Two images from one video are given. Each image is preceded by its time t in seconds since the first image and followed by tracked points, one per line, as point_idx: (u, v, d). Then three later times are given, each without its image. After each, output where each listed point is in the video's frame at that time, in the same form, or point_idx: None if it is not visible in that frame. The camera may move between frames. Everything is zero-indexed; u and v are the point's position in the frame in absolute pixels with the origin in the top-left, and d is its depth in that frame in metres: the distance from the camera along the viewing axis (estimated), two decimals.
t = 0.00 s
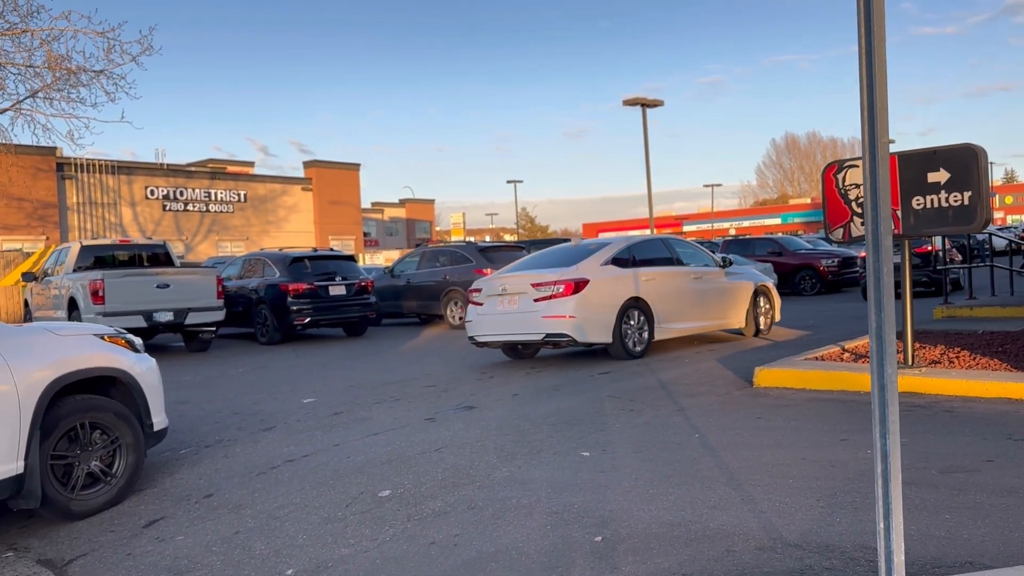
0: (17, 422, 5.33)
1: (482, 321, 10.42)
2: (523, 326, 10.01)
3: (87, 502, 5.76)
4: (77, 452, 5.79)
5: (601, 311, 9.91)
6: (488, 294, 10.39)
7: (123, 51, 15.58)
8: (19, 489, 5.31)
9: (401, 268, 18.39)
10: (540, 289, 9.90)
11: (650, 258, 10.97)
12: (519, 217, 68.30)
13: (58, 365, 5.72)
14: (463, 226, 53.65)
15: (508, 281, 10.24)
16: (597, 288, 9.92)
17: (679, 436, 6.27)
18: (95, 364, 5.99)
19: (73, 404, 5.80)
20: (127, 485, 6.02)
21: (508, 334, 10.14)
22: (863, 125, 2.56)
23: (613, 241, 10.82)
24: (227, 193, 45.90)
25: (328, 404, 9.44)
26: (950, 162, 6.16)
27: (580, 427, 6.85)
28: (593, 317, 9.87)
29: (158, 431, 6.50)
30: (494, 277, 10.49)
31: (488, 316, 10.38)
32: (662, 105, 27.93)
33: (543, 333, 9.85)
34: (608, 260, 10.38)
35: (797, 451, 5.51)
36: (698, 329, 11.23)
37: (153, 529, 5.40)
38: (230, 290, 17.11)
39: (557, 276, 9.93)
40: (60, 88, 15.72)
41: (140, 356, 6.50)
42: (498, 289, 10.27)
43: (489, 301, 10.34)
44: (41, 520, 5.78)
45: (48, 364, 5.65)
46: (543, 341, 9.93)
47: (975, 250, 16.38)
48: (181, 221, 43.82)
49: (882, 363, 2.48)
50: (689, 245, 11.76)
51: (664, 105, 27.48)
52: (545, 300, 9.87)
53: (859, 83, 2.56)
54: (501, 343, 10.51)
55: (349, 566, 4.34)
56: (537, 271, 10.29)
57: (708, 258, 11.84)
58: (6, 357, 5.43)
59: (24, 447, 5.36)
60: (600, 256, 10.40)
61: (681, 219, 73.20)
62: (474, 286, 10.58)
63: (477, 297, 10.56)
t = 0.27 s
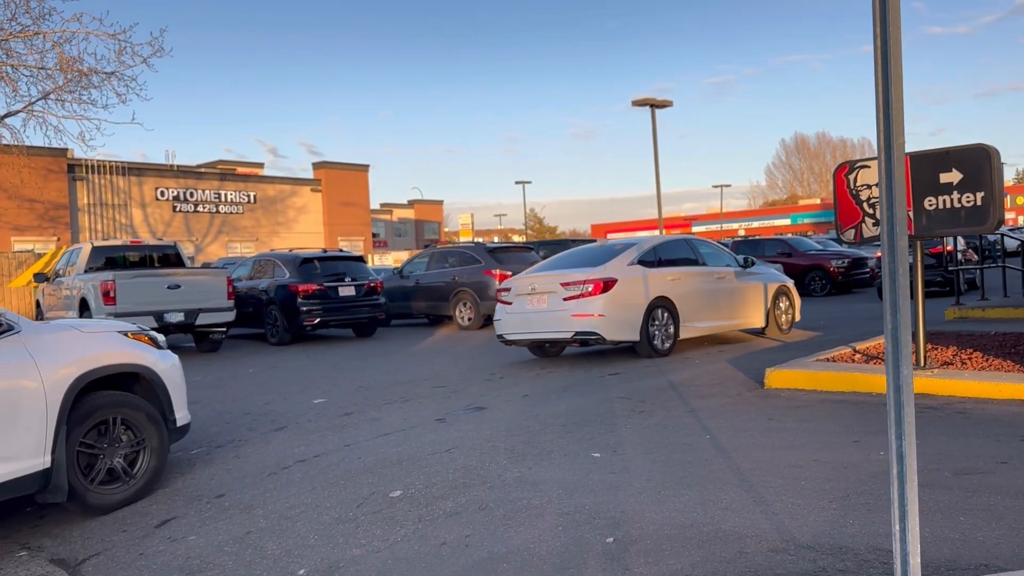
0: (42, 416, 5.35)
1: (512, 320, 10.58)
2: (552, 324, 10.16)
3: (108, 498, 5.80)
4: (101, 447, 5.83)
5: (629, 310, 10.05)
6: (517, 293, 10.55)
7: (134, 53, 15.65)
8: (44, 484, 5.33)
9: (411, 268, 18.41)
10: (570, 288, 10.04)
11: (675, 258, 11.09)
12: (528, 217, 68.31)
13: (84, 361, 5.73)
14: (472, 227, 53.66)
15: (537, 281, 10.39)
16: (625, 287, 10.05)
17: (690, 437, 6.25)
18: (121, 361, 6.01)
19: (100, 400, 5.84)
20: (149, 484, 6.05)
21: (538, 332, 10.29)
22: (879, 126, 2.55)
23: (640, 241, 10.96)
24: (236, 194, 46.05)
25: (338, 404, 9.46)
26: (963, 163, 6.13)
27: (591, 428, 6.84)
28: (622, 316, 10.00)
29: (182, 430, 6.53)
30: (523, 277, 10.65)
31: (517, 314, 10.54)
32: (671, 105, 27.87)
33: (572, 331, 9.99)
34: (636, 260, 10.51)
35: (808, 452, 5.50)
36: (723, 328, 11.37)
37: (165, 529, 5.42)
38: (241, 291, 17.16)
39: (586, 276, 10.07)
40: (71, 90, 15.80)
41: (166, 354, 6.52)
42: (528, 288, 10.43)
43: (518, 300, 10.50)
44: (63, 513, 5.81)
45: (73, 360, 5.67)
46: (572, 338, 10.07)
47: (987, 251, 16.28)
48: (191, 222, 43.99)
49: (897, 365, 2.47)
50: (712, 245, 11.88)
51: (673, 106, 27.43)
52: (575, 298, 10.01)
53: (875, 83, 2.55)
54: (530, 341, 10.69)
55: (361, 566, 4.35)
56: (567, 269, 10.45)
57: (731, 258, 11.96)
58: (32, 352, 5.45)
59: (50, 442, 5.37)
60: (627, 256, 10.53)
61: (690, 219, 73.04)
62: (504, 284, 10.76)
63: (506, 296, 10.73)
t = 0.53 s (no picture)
0: (81, 407, 5.34)
1: (537, 317, 10.78)
2: (578, 321, 10.35)
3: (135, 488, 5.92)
4: (132, 438, 5.93)
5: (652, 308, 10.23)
6: (543, 291, 10.75)
7: (141, 54, 15.70)
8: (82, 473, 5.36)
9: (416, 268, 18.43)
10: (595, 286, 10.23)
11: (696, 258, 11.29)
12: (533, 217, 68.29)
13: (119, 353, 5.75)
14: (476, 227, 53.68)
15: (562, 279, 10.58)
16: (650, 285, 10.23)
17: (698, 437, 6.26)
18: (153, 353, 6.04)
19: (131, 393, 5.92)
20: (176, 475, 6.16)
21: (563, 329, 10.49)
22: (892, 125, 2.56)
23: (662, 240, 11.15)
24: (242, 194, 46.14)
25: (345, 404, 9.48)
26: (972, 163, 6.13)
27: (598, 428, 6.85)
28: (646, 314, 10.19)
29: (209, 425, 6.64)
30: (549, 275, 10.85)
31: (543, 312, 10.74)
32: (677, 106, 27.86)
33: (597, 329, 10.18)
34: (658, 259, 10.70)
35: (816, 452, 5.50)
36: (742, 326, 11.56)
37: (174, 527, 5.44)
38: (247, 291, 17.19)
39: (611, 274, 10.26)
40: (78, 90, 15.85)
41: (197, 347, 6.57)
42: (553, 287, 10.63)
43: (544, 298, 10.70)
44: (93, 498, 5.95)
45: (107, 353, 5.64)
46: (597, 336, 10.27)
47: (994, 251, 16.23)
48: (197, 222, 44.09)
49: (909, 365, 2.47)
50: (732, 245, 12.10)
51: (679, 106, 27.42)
52: (600, 296, 10.20)
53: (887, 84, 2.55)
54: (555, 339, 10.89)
55: (370, 564, 4.36)
56: (591, 269, 10.63)
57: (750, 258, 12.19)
58: (69, 344, 5.42)
59: (88, 433, 5.40)
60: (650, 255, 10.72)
61: (695, 220, 72.97)
62: (529, 284, 10.95)
63: (531, 294, 10.93)
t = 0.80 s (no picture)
0: (117, 394, 5.46)
1: (553, 315, 10.91)
2: (594, 319, 10.48)
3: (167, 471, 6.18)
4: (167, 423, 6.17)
5: (667, 306, 10.39)
6: (559, 289, 10.87)
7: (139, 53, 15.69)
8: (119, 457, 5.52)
9: (414, 268, 18.44)
10: (612, 284, 10.37)
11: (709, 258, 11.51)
12: (530, 217, 68.31)
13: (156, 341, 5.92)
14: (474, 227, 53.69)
15: (579, 278, 10.72)
16: (665, 284, 10.40)
17: (695, 437, 6.27)
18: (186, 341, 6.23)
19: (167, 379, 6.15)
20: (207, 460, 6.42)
21: (579, 327, 10.62)
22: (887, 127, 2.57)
23: (674, 241, 11.31)
24: (239, 193, 46.11)
25: (342, 404, 9.48)
26: (967, 164, 6.14)
27: (595, 427, 6.86)
28: (661, 312, 10.35)
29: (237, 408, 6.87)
30: (564, 274, 10.98)
31: (559, 310, 10.86)
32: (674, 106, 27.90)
33: (613, 326, 10.32)
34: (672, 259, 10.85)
35: (812, 452, 5.52)
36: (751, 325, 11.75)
37: (171, 526, 5.45)
38: (244, 290, 17.19)
39: (627, 273, 10.40)
40: (75, 88, 15.82)
41: (227, 334, 6.76)
42: (569, 285, 10.76)
43: (560, 297, 10.82)
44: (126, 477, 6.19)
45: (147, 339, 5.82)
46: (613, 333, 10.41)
47: (990, 252, 16.26)
48: (194, 221, 44.04)
49: (903, 364, 2.49)
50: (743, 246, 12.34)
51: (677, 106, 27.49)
52: (617, 294, 10.34)
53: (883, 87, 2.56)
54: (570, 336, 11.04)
55: (367, 563, 4.37)
56: (606, 268, 10.77)
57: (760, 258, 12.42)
58: (105, 332, 5.50)
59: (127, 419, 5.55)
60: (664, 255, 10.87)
61: (692, 220, 73.05)
62: (545, 282, 11.09)
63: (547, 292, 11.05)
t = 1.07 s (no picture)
0: (159, 380, 5.79)
1: (563, 313, 11.11)
2: (604, 316, 10.69)
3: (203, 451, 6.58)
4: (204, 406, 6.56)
5: (674, 304, 10.61)
6: (568, 287, 11.07)
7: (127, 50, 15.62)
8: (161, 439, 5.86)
9: (404, 267, 18.43)
10: (621, 283, 10.57)
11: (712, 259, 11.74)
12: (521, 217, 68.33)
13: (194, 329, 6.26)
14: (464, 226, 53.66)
15: (588, 276, 10.91)
16: (672, 282, 10.62)
17: (684, 436, 6.30)
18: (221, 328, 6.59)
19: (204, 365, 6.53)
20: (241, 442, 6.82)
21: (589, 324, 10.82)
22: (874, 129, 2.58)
23: (679, 240, 11.52)
24: (228, 191, 45.93)
25: (332, 403, 9.46)
26: (954, 166, 6.20)
27: (585, 427, 6.88)
28: (668, 309, 10.57)
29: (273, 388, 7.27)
30: (573, 272, 11.17)
31: (569, 307, 11.06)
32: (665, 106, 27.98)
33: (622, 324, 10.53)
34: (678, 258, 11.06)
35: (800, 451, 5.55)
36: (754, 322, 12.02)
37: (160, 526, 5.43)
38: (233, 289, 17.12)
39: (636, 271, 10.61)
40: (63, 86, 15.74)
41: (258, 321, 7.14)
42: (579, 283, 10.96)
43: (570, 295, 11.02)
44: (165, 455, 6.59)
45: (186, 327, 6.15)
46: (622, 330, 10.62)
47: (977, 253, 16.38)
48: (183, 219, 43.84)
49: (890, 365, 2.50)
50: (745, 247, 12.56)
51: (667, 105, 27.56)
52: (626, 292, 10.55)
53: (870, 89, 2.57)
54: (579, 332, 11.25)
55: (357, 563, 4.37)
56: (615, 266, 10.96)
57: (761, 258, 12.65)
58: (146, 321, 5.81)
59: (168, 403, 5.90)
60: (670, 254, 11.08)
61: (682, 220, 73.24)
62: (554, 280, 11.29)
63: (556, 290, 11.25)
